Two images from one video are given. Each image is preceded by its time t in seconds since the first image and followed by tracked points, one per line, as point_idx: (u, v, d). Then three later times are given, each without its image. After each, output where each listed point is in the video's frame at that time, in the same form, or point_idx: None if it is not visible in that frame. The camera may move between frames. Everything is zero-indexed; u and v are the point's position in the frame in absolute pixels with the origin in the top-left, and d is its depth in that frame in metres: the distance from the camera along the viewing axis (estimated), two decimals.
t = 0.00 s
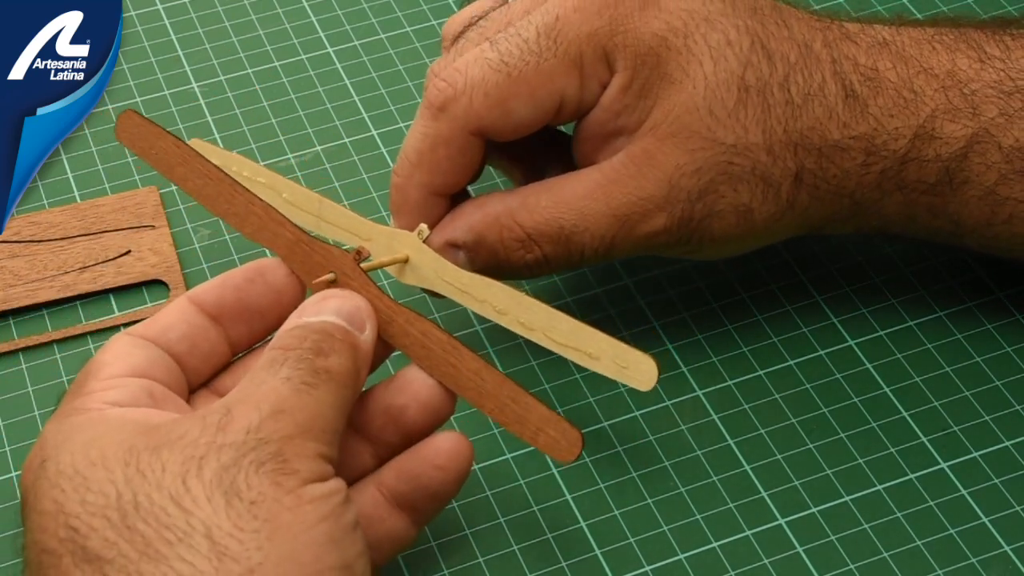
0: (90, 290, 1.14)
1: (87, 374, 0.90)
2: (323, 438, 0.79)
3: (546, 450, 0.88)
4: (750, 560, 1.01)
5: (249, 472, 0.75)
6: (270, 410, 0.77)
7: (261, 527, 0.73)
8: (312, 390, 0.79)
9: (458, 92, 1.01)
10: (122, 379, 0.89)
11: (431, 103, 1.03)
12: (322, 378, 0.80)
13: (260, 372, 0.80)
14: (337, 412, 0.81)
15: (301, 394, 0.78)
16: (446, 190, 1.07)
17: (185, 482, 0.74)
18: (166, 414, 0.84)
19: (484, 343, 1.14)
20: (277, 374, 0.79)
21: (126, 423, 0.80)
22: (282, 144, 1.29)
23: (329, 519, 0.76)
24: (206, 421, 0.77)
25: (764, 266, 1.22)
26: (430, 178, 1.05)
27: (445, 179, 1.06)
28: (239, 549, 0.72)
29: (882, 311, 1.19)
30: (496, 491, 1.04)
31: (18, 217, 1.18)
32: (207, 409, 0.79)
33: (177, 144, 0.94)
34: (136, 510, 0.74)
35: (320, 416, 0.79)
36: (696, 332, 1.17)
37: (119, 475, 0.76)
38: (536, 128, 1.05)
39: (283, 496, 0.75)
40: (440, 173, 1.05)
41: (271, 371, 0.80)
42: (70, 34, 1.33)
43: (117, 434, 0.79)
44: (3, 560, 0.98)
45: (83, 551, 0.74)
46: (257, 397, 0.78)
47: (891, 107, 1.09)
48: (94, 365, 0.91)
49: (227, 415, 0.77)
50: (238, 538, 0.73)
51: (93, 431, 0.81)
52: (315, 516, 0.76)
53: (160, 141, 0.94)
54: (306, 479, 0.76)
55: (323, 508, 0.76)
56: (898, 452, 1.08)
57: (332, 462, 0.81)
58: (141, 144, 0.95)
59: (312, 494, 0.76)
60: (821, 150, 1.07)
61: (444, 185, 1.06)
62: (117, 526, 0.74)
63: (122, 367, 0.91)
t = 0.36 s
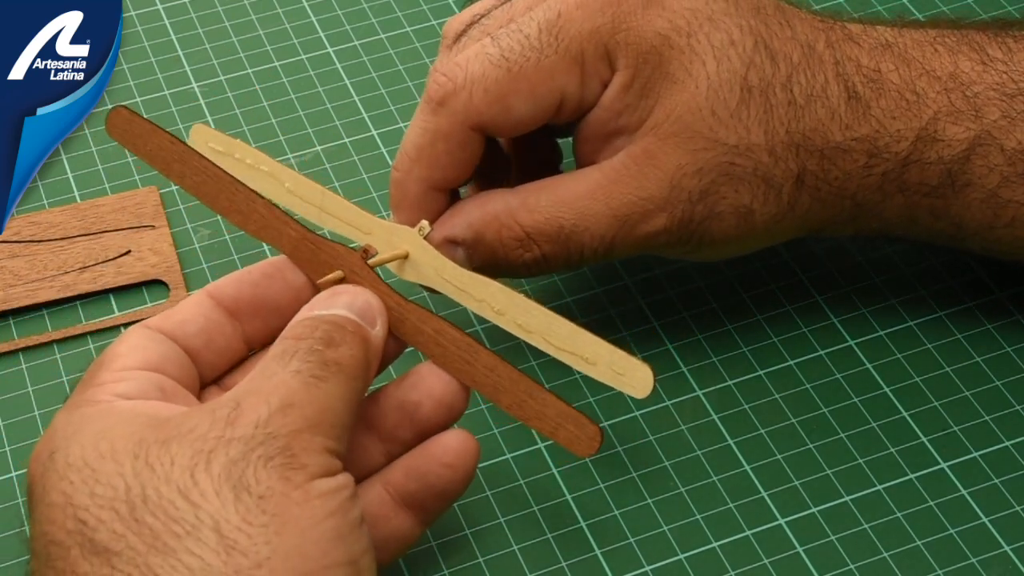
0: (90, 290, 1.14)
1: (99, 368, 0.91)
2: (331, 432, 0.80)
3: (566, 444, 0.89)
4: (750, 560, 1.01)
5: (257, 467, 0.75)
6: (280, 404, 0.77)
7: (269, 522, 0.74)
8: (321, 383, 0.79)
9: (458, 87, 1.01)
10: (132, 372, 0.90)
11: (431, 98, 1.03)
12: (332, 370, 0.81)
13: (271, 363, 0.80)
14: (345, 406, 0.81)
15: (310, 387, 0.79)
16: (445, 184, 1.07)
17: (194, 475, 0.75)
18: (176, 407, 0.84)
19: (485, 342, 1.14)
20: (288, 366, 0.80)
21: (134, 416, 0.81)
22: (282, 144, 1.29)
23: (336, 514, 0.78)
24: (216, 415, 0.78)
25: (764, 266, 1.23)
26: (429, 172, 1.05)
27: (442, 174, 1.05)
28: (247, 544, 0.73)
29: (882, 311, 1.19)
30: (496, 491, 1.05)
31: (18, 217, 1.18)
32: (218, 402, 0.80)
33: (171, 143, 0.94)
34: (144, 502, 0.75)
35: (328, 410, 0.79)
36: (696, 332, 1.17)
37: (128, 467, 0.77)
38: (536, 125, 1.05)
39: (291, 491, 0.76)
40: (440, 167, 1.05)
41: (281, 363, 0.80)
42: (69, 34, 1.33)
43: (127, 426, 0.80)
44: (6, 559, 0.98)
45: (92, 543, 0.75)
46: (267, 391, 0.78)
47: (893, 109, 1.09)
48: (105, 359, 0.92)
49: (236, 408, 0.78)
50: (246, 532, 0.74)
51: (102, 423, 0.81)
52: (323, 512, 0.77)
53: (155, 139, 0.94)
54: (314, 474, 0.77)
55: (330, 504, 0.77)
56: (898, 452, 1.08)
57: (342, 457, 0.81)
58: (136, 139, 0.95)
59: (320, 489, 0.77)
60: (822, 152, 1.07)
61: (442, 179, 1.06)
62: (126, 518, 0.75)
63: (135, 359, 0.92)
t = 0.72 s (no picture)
0: (91, 290, 1.14)
1: (115, 358, 0.92)
2: (348, 429, 0.81)
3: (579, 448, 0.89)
4: (750, 560, 1.00)
5: (277, 457, 0.77)
6: (298, 399, 0.79)
7: (288, 513, 0.75)
8: (341, 379, 0.81)
9: (457, 96, 1.01)
10: (149, 363, 0.91)
11: (430, 106, 1.02)
12: (350, 367, 0.82)
13: (289, 358, 0.82)
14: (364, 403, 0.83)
15: (329, 382, 0.80)
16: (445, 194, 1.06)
17: (213, 465, 0.76)
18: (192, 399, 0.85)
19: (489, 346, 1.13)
20: (305, 362, 0.81)
21: (153, 406, 0.82)
22: (282, 144, 1.29)
23: (353, 507, 0.79)
24: (235, 409, 0.79)
25: (764, 267, 1.22)
26: (428, 181, 1.04)
27: (440, 181, 1.04)
28: (266, 533, 0.74)
29: (882, 311, 1.19)
30: (496, 491, 1.04)
31: (18, 217, 1.18)
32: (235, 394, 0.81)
33: (190, 143, 0.94)
34: (163, 490, 0.76)
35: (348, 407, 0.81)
36: (696, 332, 1.17)
37: (146, 455, 0.78)
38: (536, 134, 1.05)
39: (310, 483, 0.77)
40: (439, 174, 1.04)
41: (299, 359, 0.82)
42: (70, 34, 1.32)
43: (145, 416, 0.81)
44: (10, 558, 0.98)
45: (110, 529, 0.76)
46: (286, 384, 0.80)
47: (890, 117, 1.09)
48: (123, 350, 0.93)
49: (255, 401, 0.79)
50: (265, 522, 0.74)
51: (119, 411, 0.82)
52: (341, 504, 0.78)
53: (172, 138, 0.94)
54: (333, 468, 0.78)
55: (347, 498, 0.78)
56: (898, 452, 1.08)
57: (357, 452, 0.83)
58: (155, 137, 0.94)
59: (338, 482, 0.78)
60: (821, 159, 1.07)
61: (439, 187, 1.05)
62: (144, 505, 0.75)
63: (150, 352, 0.93)
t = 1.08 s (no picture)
0: (91, 290, 1.14)
1: (132, 352, 0.93)
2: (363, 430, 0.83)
3: (589, 450, 0.93)
4: (750, 560, 1.01)
5: (292, 454, 0.78)
6: (315, 397, 0.81)
7: (300, 508, 0.76)
8: (357, 379, 0.83)
9: (452, 96, 1.02)
10: (165, 357, 0.92)
11: (424, 107, 1.03)
12: (366, 369, 0.84)
13: (307, 357, 0.84)
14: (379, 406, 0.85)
15: (347, 383, 0.82)
16: (435, 195, 1.06)
17: (228, 458, 0.77)
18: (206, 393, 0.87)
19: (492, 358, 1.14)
20: (322, 362, 0.83)
21: (169, 398, 0.84)
22: (282, 144, 1.30)
23: (366, 506, 0.79)
24: (252, 404, 0.81)
25: (764, 267, 1.23)
26: (420, 180, 1.04)
27: (433, 182, 1.04)
28: (279, 527, 0.75)
29: (882, 311, 1.19)
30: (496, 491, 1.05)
31: (18, 217, 1.19)
32: (252, 390, 0.83)
33: (215, 140, 0.98)
34: (179, 481, 0.77)
35: (363, 412, 0.83)
36: (697, 333, 1.17)
37: (162, 447, 0.79)
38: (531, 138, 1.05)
39: (324, 480, 0.78)
40: (433, 175, 1.04)
41: (317, 357, 0.84)
42: (69, 34, 1.33)
43: (162, 407, 0.82)
44: (10, 558, 0.99)
45: (122, 517, 0.77)
46: (302, 382, 0.81)
47: (888, 117, 1.10)
48: (139, 343, 0.94)
49: (272, 398, 0.81)
50: (278, 516, 0.75)
51: (136, 402, 0.84)
52: (353, 503, 0.78)
53: (196, 137, 0.98)
54: (347, 466, 0.80)
55: (361, 495, 0.79)
56: (898, 452, 1.08)
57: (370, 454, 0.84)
58: (182, 139, 0.99)
59: (353, 480, 0.79)
60: (820, 159, 1.08)
61: (431, 188, 1.05)
62: (159, 495, 0.77)
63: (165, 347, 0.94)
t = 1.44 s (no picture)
0: (91, 290, 1.14)
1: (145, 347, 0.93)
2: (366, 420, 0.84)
3: (622, 423, 0.92)
4: (750, 560, 1.01)
5: (297, 443, 0.78)
6: (318, 387, 0.82)
7: (306, 498, 0.76)
8: (357, 369, 0.84)
9: (451, 91, 1.02)
10: (174, 351, 0.92)
11: (425, 103, 1.03)
12: (367, 359, 0.86)
13: (308, 348, 0.85)
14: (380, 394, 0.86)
15: (347, 371, 0.84)
16: (437, 191, 1.05)
17: (233, 448, 0.78)
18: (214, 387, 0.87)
19: (495, 365, 1.14)
20: (323, 352, 0.85)
21: (176, 390, 0.84)
22: (282, 144, 1.30)
23: (373, 497, 0.79)
24: (257, 395, 0.82)
25: (765, 267, 1.23)
26: (421, 176, 1.04)
27: (433, 178, 1.04)
28: (284, 517, 0.75)
29: (883, 311, 1.20)
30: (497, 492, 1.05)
31: (18, 217, 1.19)
32: (256, 382, 0.84)
33: (225, 142, 0.99)
34: (184, 470, 0.77)
35: (364, 398, 0.84)
36: (697, 333, 1.18)
37: (168, 436, 0.79)
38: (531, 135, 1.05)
39: (329, 471, 0.78)
40: (433, 171, 1.04)
41: (318, 349, 0.85)
42: (69, 34, 1.32)
43: (169, 397, 0.83)
44: (10, 558, 0.99)
45: (128, 506, 0.77)
46: (306, 373, 0.83)
47: (888, 114, 1.10)
48: (152, 340, 0.94)
49: (276, 389, 0.82)
50: (284, 506, 0.75)
51: (143, 393, 0.84)
52: (360, 493, 0.78)
53: (208, 142, 0.99)
54: (352, 457, 0.80)
55: (368, 487, 0.79)
56: (898, 452, 1.08)
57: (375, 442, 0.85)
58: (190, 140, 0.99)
59: (359, 472, 0.79)
60: (821, 155, 1.07)
61: (432, 184, 1.05)
62: (164, 484, 0.77)
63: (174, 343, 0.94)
